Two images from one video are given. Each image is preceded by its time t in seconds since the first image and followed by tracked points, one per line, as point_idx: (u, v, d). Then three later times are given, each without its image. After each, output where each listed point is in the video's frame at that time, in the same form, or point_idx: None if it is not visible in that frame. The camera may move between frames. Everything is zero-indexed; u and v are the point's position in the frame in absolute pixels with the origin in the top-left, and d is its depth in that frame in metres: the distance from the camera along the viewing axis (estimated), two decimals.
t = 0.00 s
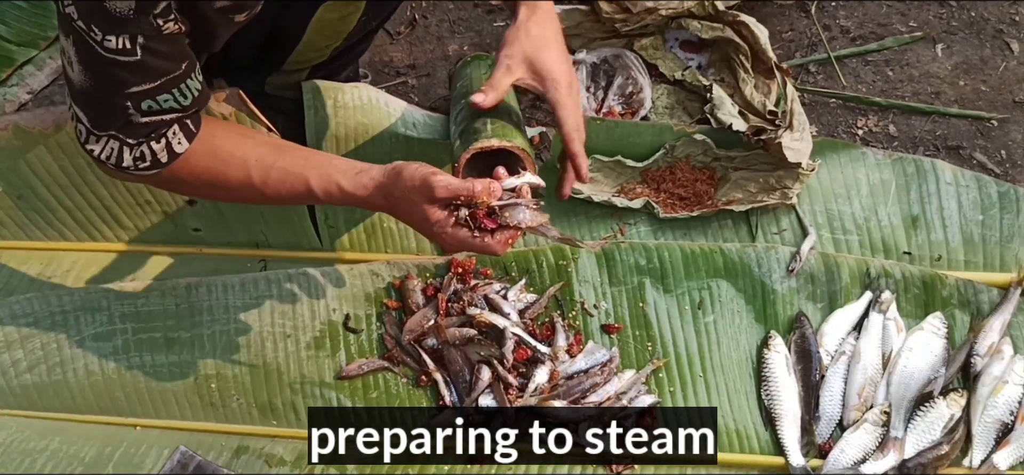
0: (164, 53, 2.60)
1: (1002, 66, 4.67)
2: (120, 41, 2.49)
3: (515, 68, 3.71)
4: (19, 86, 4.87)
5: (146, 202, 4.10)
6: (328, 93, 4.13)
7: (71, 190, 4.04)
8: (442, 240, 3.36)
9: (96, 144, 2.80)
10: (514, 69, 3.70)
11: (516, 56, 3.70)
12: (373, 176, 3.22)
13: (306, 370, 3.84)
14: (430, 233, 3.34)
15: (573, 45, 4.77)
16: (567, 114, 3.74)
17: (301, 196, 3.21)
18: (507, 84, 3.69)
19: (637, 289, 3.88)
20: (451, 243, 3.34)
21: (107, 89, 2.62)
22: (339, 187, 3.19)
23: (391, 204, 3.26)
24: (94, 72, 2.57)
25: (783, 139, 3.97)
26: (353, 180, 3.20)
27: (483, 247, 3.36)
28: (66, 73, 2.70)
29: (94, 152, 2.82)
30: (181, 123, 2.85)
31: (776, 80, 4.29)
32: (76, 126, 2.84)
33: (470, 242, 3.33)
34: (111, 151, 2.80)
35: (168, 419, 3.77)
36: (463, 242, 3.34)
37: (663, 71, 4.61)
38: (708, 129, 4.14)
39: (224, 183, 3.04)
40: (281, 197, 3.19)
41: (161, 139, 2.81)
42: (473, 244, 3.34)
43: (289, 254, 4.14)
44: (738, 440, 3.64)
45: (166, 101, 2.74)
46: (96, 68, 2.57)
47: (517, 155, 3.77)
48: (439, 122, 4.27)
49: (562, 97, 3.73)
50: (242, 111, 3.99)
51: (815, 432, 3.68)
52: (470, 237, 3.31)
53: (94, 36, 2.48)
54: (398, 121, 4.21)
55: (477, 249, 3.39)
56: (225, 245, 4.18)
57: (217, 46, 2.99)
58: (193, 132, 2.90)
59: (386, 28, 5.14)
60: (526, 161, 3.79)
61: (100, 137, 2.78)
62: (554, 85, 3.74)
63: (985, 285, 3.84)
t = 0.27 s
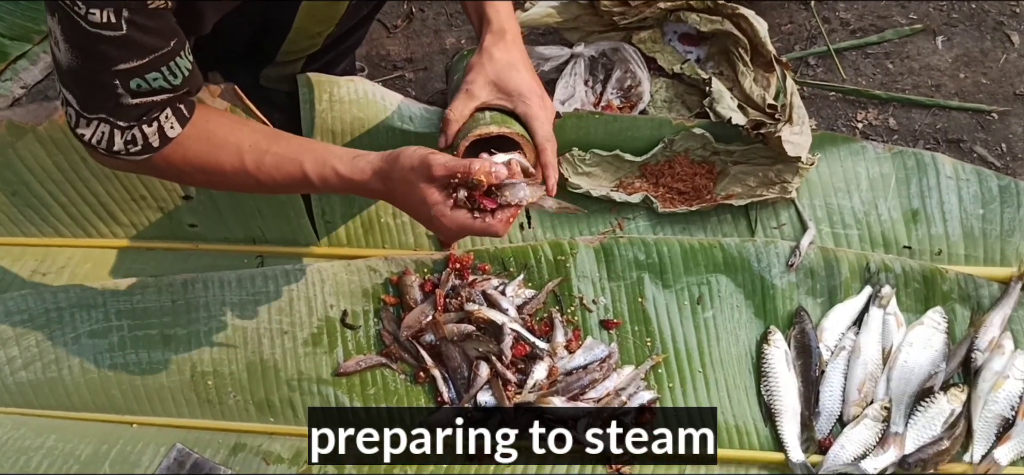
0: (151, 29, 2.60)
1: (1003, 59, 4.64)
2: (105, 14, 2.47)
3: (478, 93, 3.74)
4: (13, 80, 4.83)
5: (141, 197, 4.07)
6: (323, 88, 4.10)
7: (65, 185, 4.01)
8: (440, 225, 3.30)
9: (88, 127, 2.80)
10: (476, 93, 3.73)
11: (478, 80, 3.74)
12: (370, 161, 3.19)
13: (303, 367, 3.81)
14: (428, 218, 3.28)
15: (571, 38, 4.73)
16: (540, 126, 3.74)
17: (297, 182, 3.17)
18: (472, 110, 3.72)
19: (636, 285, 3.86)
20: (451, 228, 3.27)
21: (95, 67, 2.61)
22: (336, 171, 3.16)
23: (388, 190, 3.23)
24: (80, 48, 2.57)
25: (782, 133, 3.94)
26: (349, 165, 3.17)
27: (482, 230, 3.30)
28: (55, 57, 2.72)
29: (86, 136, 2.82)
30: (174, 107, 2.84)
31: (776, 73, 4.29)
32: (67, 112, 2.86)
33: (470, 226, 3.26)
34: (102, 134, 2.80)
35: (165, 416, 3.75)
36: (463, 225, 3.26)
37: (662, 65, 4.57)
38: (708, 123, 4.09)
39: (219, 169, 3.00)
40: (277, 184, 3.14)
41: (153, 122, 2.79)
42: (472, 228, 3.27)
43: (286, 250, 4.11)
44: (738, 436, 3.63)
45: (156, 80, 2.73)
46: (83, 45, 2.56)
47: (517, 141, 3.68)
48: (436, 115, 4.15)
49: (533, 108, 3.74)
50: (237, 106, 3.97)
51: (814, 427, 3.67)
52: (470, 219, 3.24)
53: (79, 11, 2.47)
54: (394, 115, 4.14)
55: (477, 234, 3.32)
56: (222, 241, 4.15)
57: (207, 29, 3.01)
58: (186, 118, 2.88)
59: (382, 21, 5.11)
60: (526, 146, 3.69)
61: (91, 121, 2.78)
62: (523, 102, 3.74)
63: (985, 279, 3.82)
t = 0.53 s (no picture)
0: (139, 6, 2.56)
1: (1004, 42, 4.59)
2: None
3: (455, 77, 3.70)
4: (3, 69, 4.74)
5: (134, 186, 4.03)
6: (316, 74, 4.06)
7: (56, 174, 3.98)
8: (451, 210, 3.23)
9: (88, 117, 2.76)
10: (452, 77, 3.68)
11: (455, 64, 3.71)
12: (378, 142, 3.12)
13: (298, 356, 3.78)
14: (440, 203, 3.20)
15: (567, 22, 4.68)
16: (516, 111, 3.67)
17: (304, 165, 3.12)
18: (447, 94, 3.67)
19: (634, 272, 3.82)
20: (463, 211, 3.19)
21: (88, 50, 2.57)
22: (344, 152, 3.11)
23: (397, 173, 3.16)
24: (71, 32, 2.54)
25: (781, 118, 3.91)
26: (358, 146, 3.11)
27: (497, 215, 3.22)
28: (49, 46, 2.68)
29: (87, 126, 2.78)
30: (175, 92, 2.80)
31: (775, 58, 4.22)
32: (66, 104, 2.82)
33: (485, 209, 3.18)
34: (103, 123, 2.76)
35: (159, 407, 3.71)
36: (476, 208, 3.17)
37: (660, 50, 4.51)
38: (705, 108, 4.06)
39: (223, 153, 2.96)
40: (283, 168, 3.11)
41: (154, 108, 2.75)
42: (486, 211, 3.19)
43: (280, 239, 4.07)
44: (737, 424, 3.61)
45: (152, 61, 2.69)
46: (72, 27, 2.53)
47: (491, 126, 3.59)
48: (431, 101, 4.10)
49: (509, 93, 3.66)
50: (229, 93, 3.90)
51: (814, 415, 3.64)
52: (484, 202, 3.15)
53: None
54: (389, 101, 4.09)
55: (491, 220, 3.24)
56: (215, 230, 4.10)
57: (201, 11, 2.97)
58: (187, 103, 2.85)
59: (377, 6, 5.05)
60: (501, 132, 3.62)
61: (91, 110, 2.74)
62: (498, 86, 3.67)
63: (986, 265, 3.79)
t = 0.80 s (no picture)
0: None
1: (1006, 23, 4.54)
2: None
3: (457, 74, 3.64)
4: None
5: (126, 174, 3.99)
6: (311, 59, 4.01)
7: (48, 162, 3.93)
8: (448, 197, 3.14)
9: (69, 105, 2.78)
10: (454, 74, 3.63)
11: (457, 61, 3.65)
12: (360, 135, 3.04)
13: (294, 345, 3.75)
14: (436, 190, 3.11)
15: (564, 5, 4.63)
16: (519, 114, 3.63)
17: (290, 156, 3.07)
18: (450, 91, 3.62)
19: (632, 258, 3.79)
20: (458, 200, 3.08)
21: (70, 41, 2.59)
22: (327, 144, 3.04)
23: (385, 165, 3.08)
24: (52, 22, 2.55)
25: (780, 102, 3.87)
26: (342, 136, 3.04)
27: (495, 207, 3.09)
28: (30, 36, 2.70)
29: (68, 114, 2.80)
30: (156, 80, 2.81)
31: (775, 41, 4.17)
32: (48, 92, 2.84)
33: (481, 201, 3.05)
34: (85, 112, 2.78)
35: (154, 397, 3.68)
36: (471, 199, 3.05)
37: (658, 32, 4.47)
38: (704, 92, 4.02)
39: (203, 142, 2.94)
40: (270, 158, 3.06)
41: (135, 97, 2.77)
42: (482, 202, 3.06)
43: (275, 226, 4.03)
44: (737, 411, 3.58)
45: (134, 52, 2.72)
46: (54, 19, 2.55)
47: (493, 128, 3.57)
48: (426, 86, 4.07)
49: (513, 95, 3.62)
50: (222, 79, 3.84)
51: (814, 402, 3.61)
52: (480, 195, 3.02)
53: None
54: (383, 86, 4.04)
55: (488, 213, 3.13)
56: (209, 217, 4.06)
57: None
58: (169, 91, 2.86)
59: None
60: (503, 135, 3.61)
61: (73, 99, 2.76)
62: (501, 87, 3.63)
63: (987, 250, 3.74)
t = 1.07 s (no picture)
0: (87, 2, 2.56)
1: (1008, 10, 4.48)
2: None
3: (460, 105, 3.30)
4: None
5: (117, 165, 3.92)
6: (310, 50, 3.94)
7: (37, 153, 3.84)
8: (408, 197, 3.07)
9: (12, 100, 2.69)
10: (458, 105, 3.29)
11: (460, 92, 3.30)
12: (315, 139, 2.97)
13: (289, 338, 3.70)
14: (397, 191, 3.03)
15: None
16: (525, 146, 3.32)
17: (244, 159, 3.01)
18: (454, 123, 3.28)
19: (630, 249, 3.75)
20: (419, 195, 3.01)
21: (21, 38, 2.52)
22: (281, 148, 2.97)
23: (340, 169, 3.00)
24: (7, 18, 2.48)
25: (781, 91, 3.81)
26: (295, 141, 2.96)
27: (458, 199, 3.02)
28: None
29: (10, 109, 2.71)
30: (106, 82, 2.77)
31: (774, 28, 4.12)
32: None
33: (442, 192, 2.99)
34: (28, 108, 2.70)
35: (146, 391, 3.64)
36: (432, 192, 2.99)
37: (656, 20, 4.41)
38: (704, 81, 3.96)
39: (152, 143, 2.88)
40: (225, 160, 3.00)
41: (82, 95, 2.70)
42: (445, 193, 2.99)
43: (269, 218, 3.98)
44: (736, 403, 3.54)
45: (88, 53, 2.68)
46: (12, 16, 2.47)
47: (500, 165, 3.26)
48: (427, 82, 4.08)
49: (519, 127, 3.32)
50: (216, 67, 3.79)
51: (815, 394, 3.57)
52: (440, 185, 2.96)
53: None
54: (384, 82, 4.00)
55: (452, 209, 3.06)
56: (203, 209, 4.02)
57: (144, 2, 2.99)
58: (118, 90, 2.80)
59: None
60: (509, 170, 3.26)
61: (18, 94, 2.68)
62: (506, 119, 3.32)
63: (989, 240, 3.69)
